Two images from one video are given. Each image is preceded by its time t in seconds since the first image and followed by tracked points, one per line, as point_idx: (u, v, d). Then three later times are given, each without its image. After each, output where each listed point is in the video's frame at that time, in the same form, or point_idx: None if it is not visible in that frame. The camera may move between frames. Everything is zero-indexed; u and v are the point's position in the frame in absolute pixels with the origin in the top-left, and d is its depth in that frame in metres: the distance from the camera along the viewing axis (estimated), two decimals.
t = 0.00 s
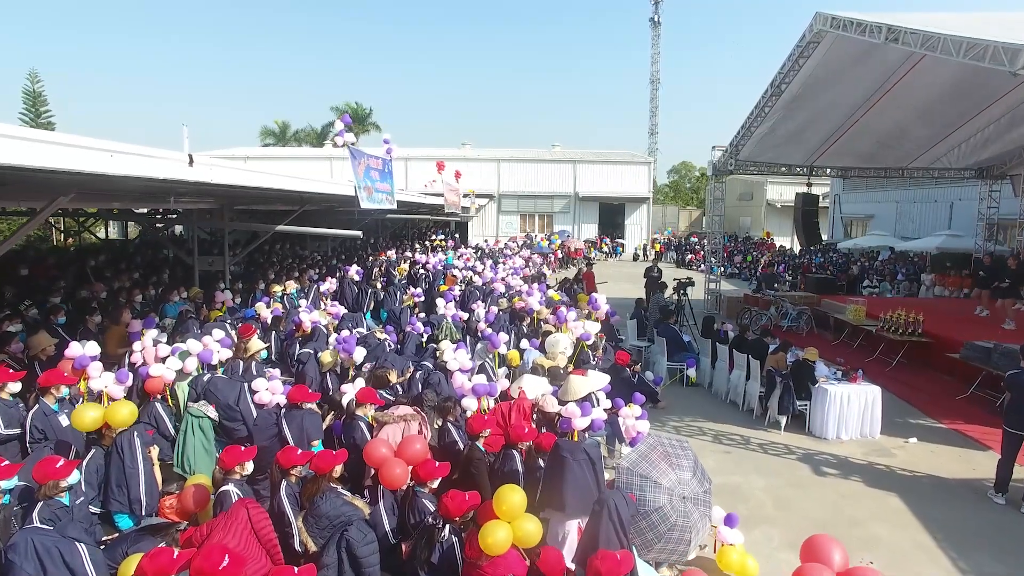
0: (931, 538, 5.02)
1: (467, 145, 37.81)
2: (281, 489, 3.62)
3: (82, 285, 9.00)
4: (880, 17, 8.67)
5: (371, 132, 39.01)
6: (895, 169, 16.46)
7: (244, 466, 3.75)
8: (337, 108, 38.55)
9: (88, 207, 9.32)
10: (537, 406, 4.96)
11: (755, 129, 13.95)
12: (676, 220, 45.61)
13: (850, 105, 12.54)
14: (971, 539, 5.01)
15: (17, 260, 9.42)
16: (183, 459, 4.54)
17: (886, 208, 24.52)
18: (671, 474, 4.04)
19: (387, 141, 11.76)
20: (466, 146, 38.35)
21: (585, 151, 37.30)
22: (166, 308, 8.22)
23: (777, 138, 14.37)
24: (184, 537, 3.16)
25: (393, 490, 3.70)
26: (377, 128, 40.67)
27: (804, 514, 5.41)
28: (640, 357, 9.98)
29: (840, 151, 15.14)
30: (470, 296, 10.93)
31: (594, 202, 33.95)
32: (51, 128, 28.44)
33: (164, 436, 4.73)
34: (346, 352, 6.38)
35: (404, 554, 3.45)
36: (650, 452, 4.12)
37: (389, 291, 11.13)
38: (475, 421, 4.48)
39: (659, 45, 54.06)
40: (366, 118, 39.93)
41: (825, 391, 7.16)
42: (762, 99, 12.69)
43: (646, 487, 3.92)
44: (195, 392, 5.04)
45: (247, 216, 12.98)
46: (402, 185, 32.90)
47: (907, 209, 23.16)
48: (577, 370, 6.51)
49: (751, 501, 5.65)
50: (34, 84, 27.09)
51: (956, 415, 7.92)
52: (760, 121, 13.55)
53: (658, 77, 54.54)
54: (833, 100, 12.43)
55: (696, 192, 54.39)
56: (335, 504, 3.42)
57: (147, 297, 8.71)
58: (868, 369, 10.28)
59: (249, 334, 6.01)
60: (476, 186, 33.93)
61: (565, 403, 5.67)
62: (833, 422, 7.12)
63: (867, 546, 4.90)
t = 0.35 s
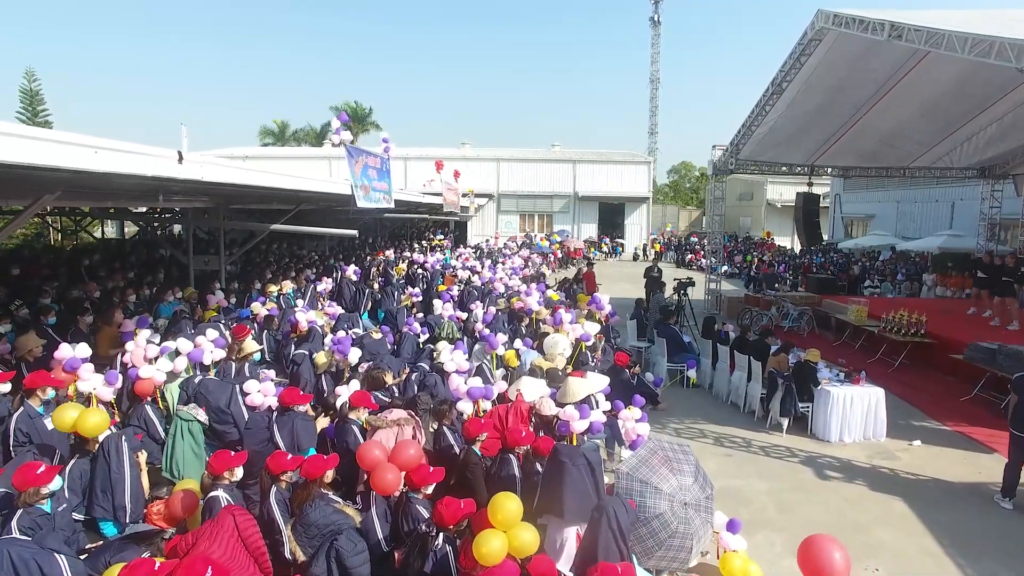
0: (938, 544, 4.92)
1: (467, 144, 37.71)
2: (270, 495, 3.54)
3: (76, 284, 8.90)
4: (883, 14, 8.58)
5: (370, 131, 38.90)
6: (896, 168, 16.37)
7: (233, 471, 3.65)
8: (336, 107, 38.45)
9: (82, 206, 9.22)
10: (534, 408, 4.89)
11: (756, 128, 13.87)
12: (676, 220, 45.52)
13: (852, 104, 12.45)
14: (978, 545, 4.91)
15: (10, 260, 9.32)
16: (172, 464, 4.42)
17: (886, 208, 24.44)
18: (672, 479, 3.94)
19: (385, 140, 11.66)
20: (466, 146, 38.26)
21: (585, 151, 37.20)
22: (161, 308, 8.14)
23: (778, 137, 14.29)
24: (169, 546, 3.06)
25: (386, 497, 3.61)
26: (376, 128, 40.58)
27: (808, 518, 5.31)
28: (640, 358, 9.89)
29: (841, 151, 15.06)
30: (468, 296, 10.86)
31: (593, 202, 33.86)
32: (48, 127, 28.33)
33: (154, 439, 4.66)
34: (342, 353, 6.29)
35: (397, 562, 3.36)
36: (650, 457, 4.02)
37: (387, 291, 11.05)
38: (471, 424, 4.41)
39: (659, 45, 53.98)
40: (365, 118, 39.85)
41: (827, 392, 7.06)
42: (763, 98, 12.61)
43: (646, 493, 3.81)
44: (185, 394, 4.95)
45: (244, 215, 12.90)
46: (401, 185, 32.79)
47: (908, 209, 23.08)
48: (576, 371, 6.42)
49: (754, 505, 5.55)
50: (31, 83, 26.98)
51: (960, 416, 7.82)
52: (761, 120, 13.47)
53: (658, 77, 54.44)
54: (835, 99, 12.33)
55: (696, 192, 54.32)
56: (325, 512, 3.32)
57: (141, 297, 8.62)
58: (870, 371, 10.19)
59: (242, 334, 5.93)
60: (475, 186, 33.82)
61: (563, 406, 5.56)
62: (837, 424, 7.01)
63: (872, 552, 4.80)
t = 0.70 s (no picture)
0: (947, 555, 4.75)
1: (466, 144, 37.57)
2: (253, 507, 3.42)
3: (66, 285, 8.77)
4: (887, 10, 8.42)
5: (369, 130, 38.79)
6: (898, 168, 16.22)
7: (219, 482, 3.52)
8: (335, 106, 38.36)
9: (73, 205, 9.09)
10: (528, 414, 4.89)
11: (757, 127, 13.74)
12: (676, 219, 45.39)
13: (854, 103, 12.31)
14: (987, 555, 4.75)
15: None
16: (153, 472, 4.24)
17: (887, 208, 24.31)
18: (672, 490, 3.79)
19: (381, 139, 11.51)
20: (465, 146, 38.13)
21: (585, 150, 37.03)
22: (152, 309, 8.02)
23: (780, 137, 14.16)
24: (146, 562, 2.91)
25: (374, 509, 3.46)
26: (376, 127, 40.45)
27: (812, 528, 5.16)
28: (639, 361, 9.78)
29: (843, 151, 14.91)
30: (465, 297, 10.75)
31: (593, 202, 33.72)
32: (45, 126, 28.20)
33: (137, 446, 4.54)
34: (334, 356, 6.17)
35: None
36: (650, 466, 3.88)
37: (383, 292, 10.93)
38: (464, 431, 4.25)
39: (660, 44, 53.82)
40: (364, 117, 39.73)
41: (831, 396, 6.93)
42: (764, 97, 12.47)
43: (645, 505, 3.67)
44: (171, 400, 4.83)
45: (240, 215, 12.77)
46: (400, 184, 32.66)
47: (909, 209, 22.94)
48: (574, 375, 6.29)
49: (756, 514, 5.40)
50: (27, 81, 26.84)
51: (965, 420, 7.69)
52: (762, 120, 13.35)
53: (658, 76, 54.28)
54: (837, 98, 12.20)
55: (696, 192, 54.22)
56: (308, 527, 3.17)
57: (132, 298, 8.49)
58: (873, 373, 10.07)
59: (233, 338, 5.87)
60: (474, 186, 33.69)
61: (560, 411, 5.43)
62: (841, 429, 6.87)
63: (879, 564, 4.64)
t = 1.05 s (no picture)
0: (961, 575, 4.50)
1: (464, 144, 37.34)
2: (221, 527, 3.23)
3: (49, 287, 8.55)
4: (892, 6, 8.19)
5: (367, 130, 38.57)
6: (901, 169, 15.99)
7: (194, 500, 3.33)
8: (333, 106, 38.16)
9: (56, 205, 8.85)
10: (520, 424, 4.70)
11: (757, 127, 13.54)
12: (676, 220, 45.15)
13: (856, 102, 12.09)
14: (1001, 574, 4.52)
15: None
16: (120, 490, 3.97)
17: (889, 209, 24.07)
18: (671, 511, 3.54)
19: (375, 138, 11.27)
20: (464, 146, 37.90)
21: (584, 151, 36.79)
22: (136, 313, 7.80)
23: (781, 137, 13.95)
24: None
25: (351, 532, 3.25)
26: (374, 127, 40.22)
27: (817, 544, 4.92)
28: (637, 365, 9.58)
29: (845, 151, 14.68)
30: (460, 299, 10.54)
31: (593, 203, 33.49)
32: (39, 125, 27.95)
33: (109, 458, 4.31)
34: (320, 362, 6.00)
35: None
36: (648, 485, 3.64)
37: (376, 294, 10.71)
38: (450, 446, 4.03)
39: (659, 45, 53.63)
40: (363, 117, 39.51)
41: (836, 403, 6.68)
42: (765, 96, 12.26)
43: (643, 528, 3.44)
44: (145, 410, 4.58)
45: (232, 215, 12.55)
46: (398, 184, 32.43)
47: (911, 210, 22.71)
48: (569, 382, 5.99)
49: (758, 529, 5.16)
50: (22, 80, 26.63)
51: (972, 428, 7.46)
52: (763, 119, 13.13)
53: (658, 77, 54.06)
54: (839, 97, 12.00)
55: (696, 193, 54.02)
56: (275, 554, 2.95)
57: (117, 301, 8.26)
58: (877, 378, 9.85)
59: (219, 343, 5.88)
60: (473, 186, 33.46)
61: (554, 422, 5.18)
62: (846, 438, 6.62)
63: None
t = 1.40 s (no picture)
0: None
1: (462, 144, 37.08)
2: (179, 558, 2.93)
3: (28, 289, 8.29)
4: None
5: (366, 130, 38.33)
6: (904, 169, 15.74)
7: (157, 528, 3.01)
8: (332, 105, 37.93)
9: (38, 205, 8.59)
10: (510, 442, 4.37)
11: (759, 125, 13.30)
12: (676, 221, 44.92)
13: (859, 101, 11.85)
14: None
15: None
16: (76, 512, 3.67)
17: (891, 210, 23.83)
18: (666, 541, 3.23)
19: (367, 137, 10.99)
20: (462, 146, 37.64)
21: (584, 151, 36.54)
22: (115, 317, 7.54)
23: (783, 136, 13.71)
24: None
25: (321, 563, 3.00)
26: (372, 126, 39.97)
27: (822, 564, 4.65)
28: (635, 370, 9.34)
29: (848, 150, 14.41)
30: (454, 302, 10.31)
31: (592, 203, 33.23)
32: (33, 125, 27.70)
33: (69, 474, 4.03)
34: (305, 369, 5.72)
35: None
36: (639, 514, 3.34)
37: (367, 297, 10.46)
38: (432, 465, 3.77)
39: (660, 45, 53.43)
40: (361, 117, 39.29)
41: (843, 412, 6.42)
42: (767, 94, 12.01)
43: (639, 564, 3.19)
44: (111, 424, 4.29)
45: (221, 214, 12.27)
46: (396, 184, 32.17)
47: (914, 211, 22.44)
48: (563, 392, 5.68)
49: (761, 549, 4.88)
50: (16, 79, 26.40)
51: (983, 437, 7.19)
52: (764, 117, 12.90)
53: (658, 77, 53.85)
54: (842, 95, 11.74)
55: (697, 193, 53.83)
56: None
57: (97, 304, 8.01)
58: (882, 383, 9.59)
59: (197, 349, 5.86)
60: (471, 186, 33.20)
61: (546, 434, 4.92)
62: (853, 448, 6.36)
63: None
